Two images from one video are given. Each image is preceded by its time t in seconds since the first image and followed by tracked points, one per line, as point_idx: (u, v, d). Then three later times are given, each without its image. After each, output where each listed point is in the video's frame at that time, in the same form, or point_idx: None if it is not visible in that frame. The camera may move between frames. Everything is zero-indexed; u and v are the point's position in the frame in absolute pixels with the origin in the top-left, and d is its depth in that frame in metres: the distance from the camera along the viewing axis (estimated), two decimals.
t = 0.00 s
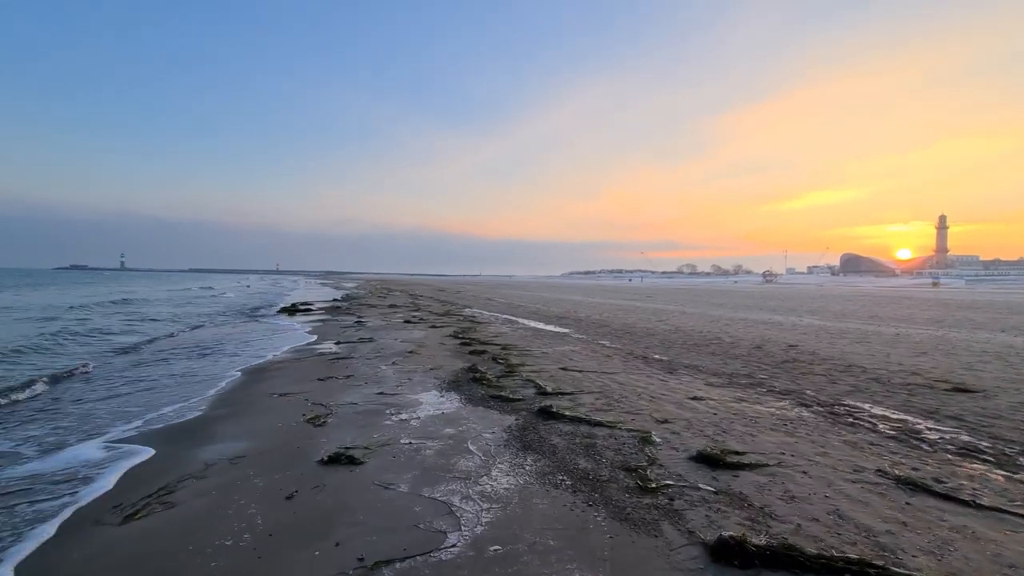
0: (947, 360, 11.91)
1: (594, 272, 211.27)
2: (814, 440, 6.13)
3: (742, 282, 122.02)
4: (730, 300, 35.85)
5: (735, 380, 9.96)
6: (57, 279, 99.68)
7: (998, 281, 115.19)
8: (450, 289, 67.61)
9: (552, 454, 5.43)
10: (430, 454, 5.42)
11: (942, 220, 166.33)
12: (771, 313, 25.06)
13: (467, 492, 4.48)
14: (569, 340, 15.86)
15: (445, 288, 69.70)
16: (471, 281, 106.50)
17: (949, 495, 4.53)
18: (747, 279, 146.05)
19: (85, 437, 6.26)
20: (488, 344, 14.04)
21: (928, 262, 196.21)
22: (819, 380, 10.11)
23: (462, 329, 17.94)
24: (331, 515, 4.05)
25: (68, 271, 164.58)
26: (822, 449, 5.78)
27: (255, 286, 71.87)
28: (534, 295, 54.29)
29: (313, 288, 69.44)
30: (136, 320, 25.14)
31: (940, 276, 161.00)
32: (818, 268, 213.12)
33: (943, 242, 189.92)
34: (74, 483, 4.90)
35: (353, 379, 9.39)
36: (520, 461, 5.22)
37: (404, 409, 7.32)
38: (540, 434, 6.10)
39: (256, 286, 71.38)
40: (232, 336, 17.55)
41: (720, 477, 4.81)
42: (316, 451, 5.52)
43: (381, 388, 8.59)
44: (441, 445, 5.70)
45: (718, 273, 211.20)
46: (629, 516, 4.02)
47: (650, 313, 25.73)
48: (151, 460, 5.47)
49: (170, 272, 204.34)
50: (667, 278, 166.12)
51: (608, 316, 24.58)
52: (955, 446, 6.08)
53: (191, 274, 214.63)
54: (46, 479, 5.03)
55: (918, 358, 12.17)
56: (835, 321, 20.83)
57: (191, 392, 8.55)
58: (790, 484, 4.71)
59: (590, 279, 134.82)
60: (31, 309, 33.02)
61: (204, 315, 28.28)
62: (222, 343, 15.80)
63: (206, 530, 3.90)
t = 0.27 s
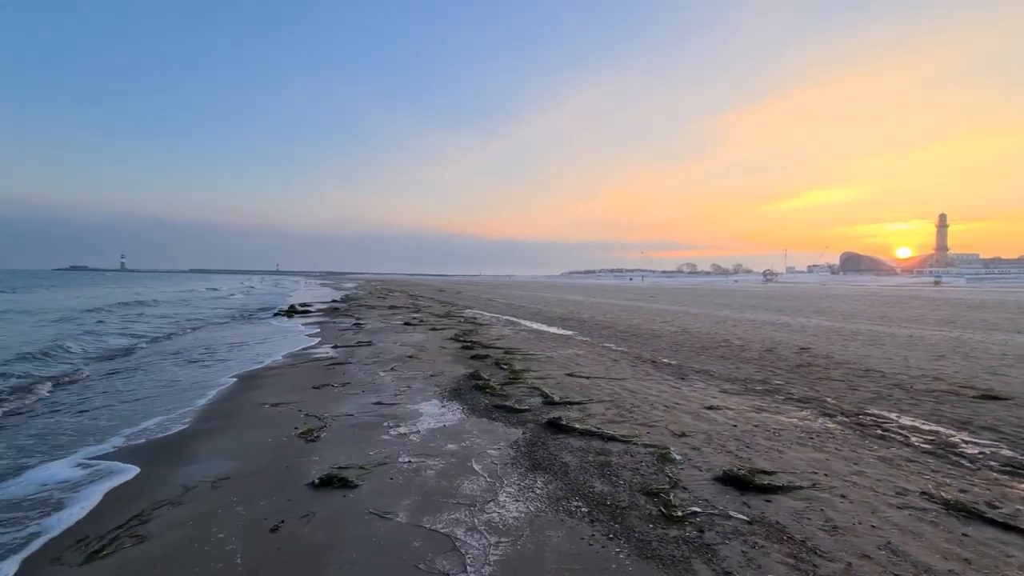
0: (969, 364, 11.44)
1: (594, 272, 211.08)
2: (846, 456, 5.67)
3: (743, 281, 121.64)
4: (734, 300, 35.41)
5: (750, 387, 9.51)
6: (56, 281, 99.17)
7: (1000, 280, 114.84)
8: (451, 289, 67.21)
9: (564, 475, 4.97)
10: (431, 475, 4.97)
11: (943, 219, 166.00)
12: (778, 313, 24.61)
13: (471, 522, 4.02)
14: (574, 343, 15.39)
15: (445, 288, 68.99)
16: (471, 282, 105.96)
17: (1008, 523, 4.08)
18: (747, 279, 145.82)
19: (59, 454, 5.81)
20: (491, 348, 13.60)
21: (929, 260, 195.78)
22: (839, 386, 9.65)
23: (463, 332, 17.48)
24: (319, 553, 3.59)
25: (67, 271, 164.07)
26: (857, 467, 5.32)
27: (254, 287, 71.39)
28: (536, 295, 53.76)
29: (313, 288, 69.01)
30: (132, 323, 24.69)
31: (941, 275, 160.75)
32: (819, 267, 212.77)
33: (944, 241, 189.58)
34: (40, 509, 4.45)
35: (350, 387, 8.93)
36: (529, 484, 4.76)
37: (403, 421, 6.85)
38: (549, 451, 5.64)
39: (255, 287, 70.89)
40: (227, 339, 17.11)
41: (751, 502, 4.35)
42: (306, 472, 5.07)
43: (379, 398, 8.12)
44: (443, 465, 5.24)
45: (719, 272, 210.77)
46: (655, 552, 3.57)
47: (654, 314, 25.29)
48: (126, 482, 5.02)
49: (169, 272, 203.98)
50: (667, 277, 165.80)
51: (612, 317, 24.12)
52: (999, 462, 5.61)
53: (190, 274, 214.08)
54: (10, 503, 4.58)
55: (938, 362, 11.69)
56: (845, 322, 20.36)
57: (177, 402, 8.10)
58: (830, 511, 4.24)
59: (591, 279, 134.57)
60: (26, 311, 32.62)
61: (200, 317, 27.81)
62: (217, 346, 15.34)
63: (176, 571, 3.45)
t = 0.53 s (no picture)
0: (989, 365, 11.00)
1: (593, 273, 210.81)
2: (878, 468, 5.22)
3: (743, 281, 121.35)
4: (737, 300, 34.98)
5: (763, 390, 9.05)
6: (55, 282, 99.13)
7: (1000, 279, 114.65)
8: (450, 289, 66.79)
9: (573, 492, 4.50)
10: (426, 493, 4.50)
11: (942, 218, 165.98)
12: (783, 313, 24.18)
13: (471, 549, 3.56)
14: (577, 344, 14.93)
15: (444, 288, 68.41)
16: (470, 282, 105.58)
17: None
18: (747, 278, 145.55)
19: (22, 467, 5.35)
20: (490, 350, 13.12)
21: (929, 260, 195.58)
22: (856, 389, 9.20)
23: (462, 333, 17.02)
24: None
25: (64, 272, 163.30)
26: (892, 482, 4.86)
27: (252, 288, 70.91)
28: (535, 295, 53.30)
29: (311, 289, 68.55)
30: (124, 323, 24.19)
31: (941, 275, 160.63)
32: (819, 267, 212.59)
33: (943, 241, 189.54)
34: None
35: (342, 391, 8.46)
36: (535, 502, 4.30)
37: (397, 429, 6.38)
38: (556, 464, 5.17)
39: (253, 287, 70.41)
40: (219, 340, 16.64)
41: (784, 525, 3.89)
42: (287, 490, 4.60)
43: (372, 403, 7.65)
44: (439, 480, 4.77)
45: (718, 273, 210.45)
46: None
47: (657, 314, 24.85)
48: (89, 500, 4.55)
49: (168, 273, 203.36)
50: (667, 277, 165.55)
51: (614, 317, 23.67)
52: None
53: (189, 275, 213.46)
54: None
55: (956, 364, 11.26)
56: (852, 322, 19.93)
57: (157, 408, 7.63)
58: (872, 535, 3.79)
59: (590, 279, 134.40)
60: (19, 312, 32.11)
61: (195, 318, 27.33)
62: (208, 348, 14.86)
63: None
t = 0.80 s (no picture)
0: (1008, 372, 10.55)
1: (593, 273, 210.44)
2: (913, 492, 4.75)
3: (743, 282, 121.00)
4: (739, 301, 34.53)
5: (776, 399, 8.59)
6: (52, 281, 98.62)
7: (1000, 279, 114.50)
8: (448, 290, 66.39)
9: (579, 523, 4.02)
10: (415, 524, 4.03)
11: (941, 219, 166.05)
12: (788, 315, 23.72)
13: None
14: (578, 348, 14.47)
15: (443, 289, 67.93)
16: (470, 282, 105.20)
17: None
18: (746, 279, 145.33)
19: None
20: (489, 354, 12.62)
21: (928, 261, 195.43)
22: (873, 398, 8.74)
23: (460, 336, 16.54)
24: None
25: (61, 272, 162.51)
26: (933, 509, 4.38)
27: (249, 288, 70.55)
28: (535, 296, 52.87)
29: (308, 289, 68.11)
30: (114, 325, 23.68)
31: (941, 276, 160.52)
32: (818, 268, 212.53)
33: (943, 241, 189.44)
34: None
35: (331, 401, 7.98)
36: (536, 536, 3.83)
37: (386, 445, 5.90)
38: (559, 488, 4.70)
39: (250, 288, 70.01)
40: (209, 343, 16.13)
41: (821, 566, 3.42)
42: (260, 521, 4.12)
43: (362, 415, 7.17)
44: (430, 508, 4.30)
45: (718, 273, 210.12)
46: None
47: (659, 315, 24.39)
48: (38, 532, 4.08)
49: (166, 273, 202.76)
50: (666, 277, 165.02)
51: (615, 319, 23.20)
52: None
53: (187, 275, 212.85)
54: None
55: (973, 370, 10.80)
56: (860, 325, 19.48)
57: (131, 421, 7.13)
58: None
59: (590, 279, 133.79)
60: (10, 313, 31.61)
61: (186, 319, 26.78)
62: (197, 351, 14.36)
63: None
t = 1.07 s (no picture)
0: None
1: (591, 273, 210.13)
2: (956, 511, 4.31)
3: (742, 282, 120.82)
4: (740, 301, 34.13)
5: (790, 404, 8.16)
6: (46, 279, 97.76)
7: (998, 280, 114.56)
8: (446, 289, 65.93)
9: (592, 548, 3.58)
10: (405, 549, 3.58)
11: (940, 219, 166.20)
12: (792, 315, 23.32)
13: None
14: (579, 348, 14.04)
15: (441, 288, 67.45)
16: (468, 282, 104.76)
17: None
18: (745, 279, 145.23)
19: None
20: (488, 355, 12.14)
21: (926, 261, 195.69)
22: (892, 403, 8.32)
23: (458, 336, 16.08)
24: None
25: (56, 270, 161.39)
26: (982, 532, 3.95)
27: (244, 287, 69.91)
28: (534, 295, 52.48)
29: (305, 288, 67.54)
30: (104, 324, 23.16)
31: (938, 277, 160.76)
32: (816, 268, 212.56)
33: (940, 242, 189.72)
34: None
35: (321, 405, 7.52)
36: (543, 564, 3.38)
37: (378, 455, 5.44)
38: (567, 507, 4.25)
39: (245, 286, 69.40)
40: (199, 342, 15.64)
41: None
42: (233, 545, 3.67)
43: (353, 420, 6.72)
44: (423, 529, 3.86)
45: (716, 273, 210.00)
46: None
47: (660, 316, 23.96)
48: None
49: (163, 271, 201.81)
50: (665, 277, 164.87)
51: (616, 319, 22.76)
52: None
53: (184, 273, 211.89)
54: None
55: (992, 373, 10.39)
56: (867, 326, 19.07)
57: (105, 427, 6.66)
58: None
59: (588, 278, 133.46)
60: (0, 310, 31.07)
61: (178, 318, 26.25)
62: (185, 351, 13.89)
63: None
